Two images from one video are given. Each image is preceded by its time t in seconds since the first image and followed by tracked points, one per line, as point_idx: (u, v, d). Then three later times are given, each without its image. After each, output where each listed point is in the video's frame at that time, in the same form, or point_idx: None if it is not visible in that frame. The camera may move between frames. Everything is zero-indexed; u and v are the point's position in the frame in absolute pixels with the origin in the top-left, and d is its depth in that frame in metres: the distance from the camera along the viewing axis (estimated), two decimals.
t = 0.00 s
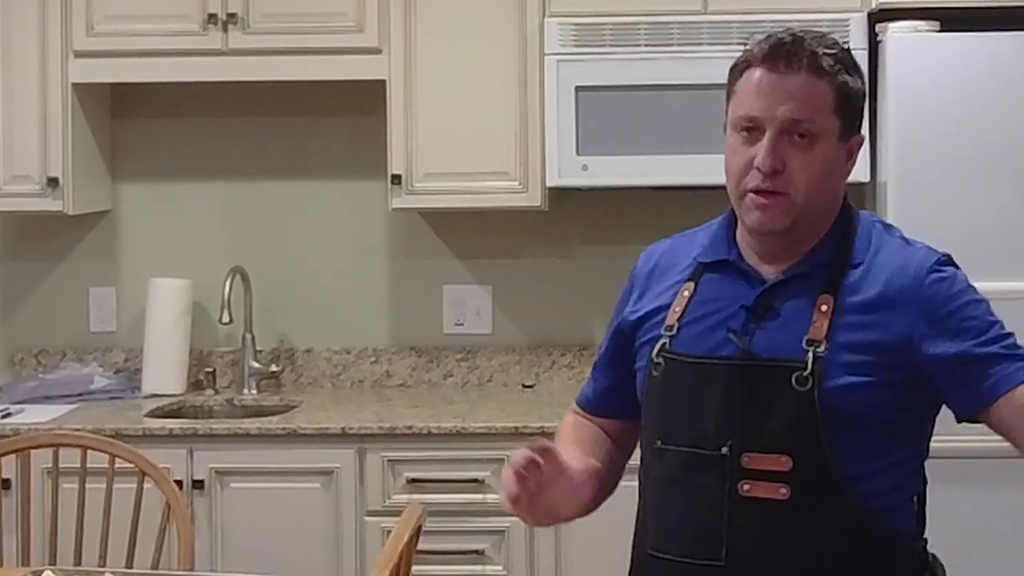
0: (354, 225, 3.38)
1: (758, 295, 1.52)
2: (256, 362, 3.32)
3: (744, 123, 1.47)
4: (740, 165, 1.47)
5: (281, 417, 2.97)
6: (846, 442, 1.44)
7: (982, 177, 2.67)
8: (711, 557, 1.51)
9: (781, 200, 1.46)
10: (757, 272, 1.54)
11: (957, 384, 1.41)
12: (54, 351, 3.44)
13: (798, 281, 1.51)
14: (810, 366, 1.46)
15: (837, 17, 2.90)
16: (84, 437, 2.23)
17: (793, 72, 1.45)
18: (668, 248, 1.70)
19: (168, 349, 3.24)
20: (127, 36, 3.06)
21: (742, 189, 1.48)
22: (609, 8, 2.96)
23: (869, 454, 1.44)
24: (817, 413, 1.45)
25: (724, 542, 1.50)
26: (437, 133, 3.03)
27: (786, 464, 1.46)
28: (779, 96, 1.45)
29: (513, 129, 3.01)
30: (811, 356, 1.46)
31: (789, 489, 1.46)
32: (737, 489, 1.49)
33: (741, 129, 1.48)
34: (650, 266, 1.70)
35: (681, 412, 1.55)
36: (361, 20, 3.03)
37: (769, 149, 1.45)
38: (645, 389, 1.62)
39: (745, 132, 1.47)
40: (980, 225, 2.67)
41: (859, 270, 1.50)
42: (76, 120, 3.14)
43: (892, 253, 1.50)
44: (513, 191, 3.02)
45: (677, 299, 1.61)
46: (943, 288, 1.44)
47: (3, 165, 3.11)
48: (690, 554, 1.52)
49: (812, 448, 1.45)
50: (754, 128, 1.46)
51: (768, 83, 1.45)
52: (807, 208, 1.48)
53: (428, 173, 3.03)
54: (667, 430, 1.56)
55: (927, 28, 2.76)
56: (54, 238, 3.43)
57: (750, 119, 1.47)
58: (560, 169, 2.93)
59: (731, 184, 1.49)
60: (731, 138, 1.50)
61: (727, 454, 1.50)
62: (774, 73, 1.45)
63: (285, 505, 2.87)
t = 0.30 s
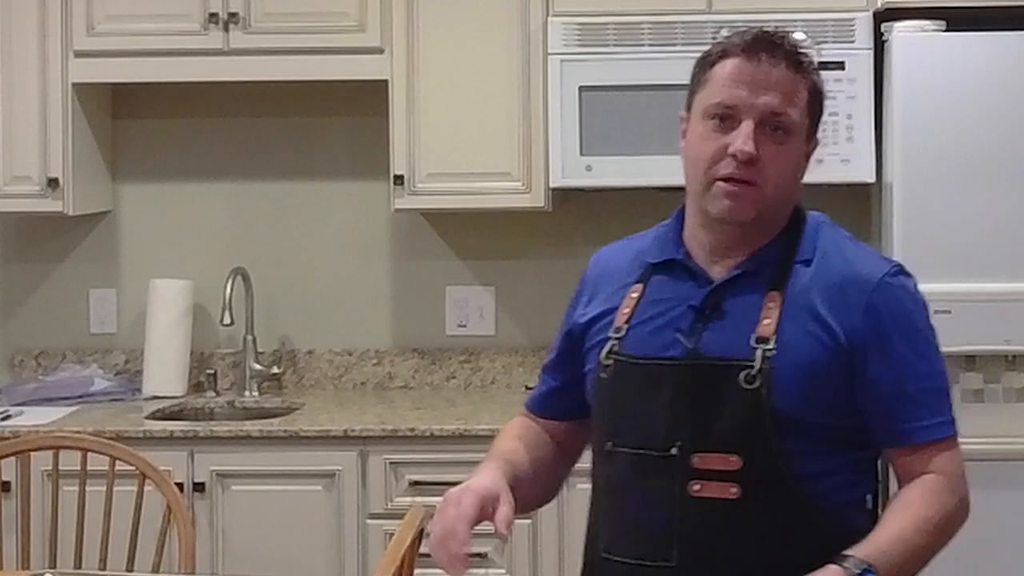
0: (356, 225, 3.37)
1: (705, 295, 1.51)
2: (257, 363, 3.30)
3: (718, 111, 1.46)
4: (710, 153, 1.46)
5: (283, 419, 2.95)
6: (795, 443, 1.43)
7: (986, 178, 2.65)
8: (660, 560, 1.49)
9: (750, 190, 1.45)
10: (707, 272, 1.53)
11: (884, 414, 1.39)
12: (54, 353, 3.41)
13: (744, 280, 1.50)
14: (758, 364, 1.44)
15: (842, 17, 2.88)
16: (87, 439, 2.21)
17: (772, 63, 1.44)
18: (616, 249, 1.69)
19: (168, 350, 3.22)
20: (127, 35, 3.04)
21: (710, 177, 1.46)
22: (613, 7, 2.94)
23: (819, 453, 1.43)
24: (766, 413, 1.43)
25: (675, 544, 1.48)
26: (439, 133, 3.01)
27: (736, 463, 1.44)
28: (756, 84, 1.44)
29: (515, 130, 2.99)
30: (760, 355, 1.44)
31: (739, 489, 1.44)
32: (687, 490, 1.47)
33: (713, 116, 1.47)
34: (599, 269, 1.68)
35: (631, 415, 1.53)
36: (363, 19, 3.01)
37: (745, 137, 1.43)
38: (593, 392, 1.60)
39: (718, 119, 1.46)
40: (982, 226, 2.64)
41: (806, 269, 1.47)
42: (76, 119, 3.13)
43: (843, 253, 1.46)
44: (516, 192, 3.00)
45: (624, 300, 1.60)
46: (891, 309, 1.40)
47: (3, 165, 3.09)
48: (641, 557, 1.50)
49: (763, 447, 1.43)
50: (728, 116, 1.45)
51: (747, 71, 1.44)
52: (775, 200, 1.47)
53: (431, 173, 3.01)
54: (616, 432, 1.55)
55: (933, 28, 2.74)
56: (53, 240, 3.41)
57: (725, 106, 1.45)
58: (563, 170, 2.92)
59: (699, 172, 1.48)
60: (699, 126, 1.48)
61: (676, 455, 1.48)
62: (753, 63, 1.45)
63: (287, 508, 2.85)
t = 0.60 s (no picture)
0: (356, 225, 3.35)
1: (602, 295, 1.49)
2: (258, 364, 3.28)
3: (615, 106, 1.46)
4: (608, 147, 1.45)
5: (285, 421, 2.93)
6: (701, 439, 1.44)
7: (993, 179, 2.60)
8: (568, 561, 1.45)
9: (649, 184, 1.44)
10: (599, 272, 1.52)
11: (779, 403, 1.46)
12: (54, 354, 3.40)
13: (644, 277, 1.49)
14: (661, 361, 1.44)
15: (848, 17, 2.86)
16: (87, 441, 2.19)
17: (665, 61, 1.47)
18: (497, 252, 1.62)
19: (168, 351, 3.20)
20: (128, 34, 3.02)
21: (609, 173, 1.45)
22: (617, 7, 2.92)
23: (723, 445, 1.45)
24: (673, 410, 1.43)
25: (583, 544, 1.44)
26: (443, 133, 2.99)
27: (643, 460, 1.43)
28: (653, 79, 1.45)
29: (519, 130, 2.97)
30: (662, 352, 1.44)
31: (648, 486, 1.42)
32: (593, 490, 1.44)
33: (609, 113, 1.47)
34: (479, 272, 1.62)
35: (529, 415, 1.48)
36: (365, 18, 2.99)
37: (646, 131, 1.44)
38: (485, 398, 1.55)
39: (614, 115, 1.46)
40: (987, 226, 2.60)
41: (699, 262, 1.49)
42: (76, 119, 3.11)
43: (732, 248, 1.50)
44: (519, 192, 2.98)
45: (513, 304, 1.54)
46: (788, 302, 1.46)
47: (3, 166, 3.07)
48: (546, 560, 1.46)
49: (671, 445, 1.42)
50: (626, 110, 1.46)
51: (643, 68, 1.46)
52: (670, 197, 1.47)
53: (434, 174, 2.99)
54: (514, 434, 1.49)
55: (940, 27, 2.71)
56: (52, 241, 3.39)
57: (623, 101, 1.46)
58: (568, 170, 2.90)
59: (595, 168, 1.46)
60: (593, 124, 1.48)
61: (581, 455, 1.45)
62: (648, 59, 1.46)
63: (289, 511, 2.83)
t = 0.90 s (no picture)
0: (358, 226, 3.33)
1: (552, 292, 1.43)
2: (260, 366, 3.26)
3: (522, 125, 1.36)
4: (527, 169, 1.36)
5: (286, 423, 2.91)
6: (657, 431, 1.40)
7: (996, 180, 2.57)
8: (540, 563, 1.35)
9: (578, 195, 1.36)
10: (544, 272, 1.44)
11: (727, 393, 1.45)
12: (54, 356, 3.38)
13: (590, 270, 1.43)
14: (623, 357, 1.38)
15: (853, 17, 2.84)
16: (87, 444, 2.17)
17: (571, 67, 1.36)
18: (418, 255, 1.52)
19: (168, 353, 3.18)
20: (129, 34, 3.01)
21: (535, 193, 1.37)
22: (620, 7, 2.90)
23: (677, 437, 1.41)
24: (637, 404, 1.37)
25: (557, 544, 1.35)
26: (447, 134, 2.97)
27: (611, 456, 1.35)
28: (554, 89, 1.35)
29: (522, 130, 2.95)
30: (621, 348, 1.38)
31: (617, 481, 1.35)
32: (562, 488, 1.35)
33: (518, 132, 1.37)
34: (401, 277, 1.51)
35: (485, 415, 1.38)
36: (367, 18, 2.98)
37: (562, 144, 1.35)
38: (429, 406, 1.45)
39: (525, 133, 1.36)
40: (992, 227, 2.57)
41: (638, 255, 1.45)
42: (77, 120, 3.09)
43: (669, 239, 1.47)
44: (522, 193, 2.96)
45: (454, 307, 1.45)
46: (728, 292, 1.45)
47: (3, 166, 3.05)
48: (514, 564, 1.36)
49: (638, 440, 1.36)
50: (535, 127, 1.36)
51: (548, 79, 1.36)
52: (600, 198, 1.39)
53: (436, 175, 2.97)
54: (471, 437, 1.38)
55: (945, 27, 2.69)
56: (51, 242, 3.37)
57: (533, 118, 1.36)
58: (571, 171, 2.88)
59: (519, 190, 1.38)
60: (506, 146, 1.38)
61: (548, 455, 1.36)
62: (552, 68, 1.36)
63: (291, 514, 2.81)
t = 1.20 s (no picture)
0: (358, 226, 3.32)
1: (534, 295, 1.44)
2: (260, 367, 3.26)
3: (448, 149, 1.38)
4: (451, 189, 1.39)
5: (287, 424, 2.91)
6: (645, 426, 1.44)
7: (996, 180, 2.57)
8: (540, 562, 1.39)
9: (494, 222, 1.39)
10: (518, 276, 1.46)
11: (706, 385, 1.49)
12: (53, 356, 3.37)
13: (568, 271, 1.45)
14: (609, 357, 1.41)
15: (855, 16, 2.83)
16: (87, 444, 2.17)
17: (490, 100, 1.35)
18: (395, 266, 1.51)
19: (169, 353, 3.18)
20: (129, 34, 3.00)
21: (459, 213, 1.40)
22: (621, 7, 2.90)
23: (662, 429, 1.46)
24: (625, 403, 1.41)
25: (555, 547, 1.39)
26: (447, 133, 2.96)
27: (605, 455, 1.40)
28: (475, 124, 1.35)
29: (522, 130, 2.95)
30: (606, 347, 1.42)
31: (612, 480, 1.40)
32: (559, 489, 1.39)
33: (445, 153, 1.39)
34: (379, 288, 1.49)
35: (477, 423, 1.41)
36: (368, 18, 2.97)
37: (472, 177, 1.37)
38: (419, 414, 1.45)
39: (450, 157, 1.38)
40: (991, 227, 2.57)
41: (615, 255, 1.47)
42: (76, 119, 3.09)
43: (643, 237, 1.49)
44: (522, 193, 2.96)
45: (435, 315, 1.45)
46: (706, 289, 1.50)
47: (3, 167, 3.05)
48: (517, 567, 1.39)
49: (630, 440, 1.41)
50: (458, 155, 1.37)
51: (463, 111, 1.35)
52: (524, 225, 1.41)
53: (436, 175, 2.97)
54: (468, 445, 1.41)
55: (947, 27, 2.68)
56: (51, 242, 3.37)
57: (451, 146, 1.37)
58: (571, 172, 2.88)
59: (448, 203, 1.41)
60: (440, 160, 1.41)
61: (544, 458, 1.39)
62: (472, 99, 1.35)
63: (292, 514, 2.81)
